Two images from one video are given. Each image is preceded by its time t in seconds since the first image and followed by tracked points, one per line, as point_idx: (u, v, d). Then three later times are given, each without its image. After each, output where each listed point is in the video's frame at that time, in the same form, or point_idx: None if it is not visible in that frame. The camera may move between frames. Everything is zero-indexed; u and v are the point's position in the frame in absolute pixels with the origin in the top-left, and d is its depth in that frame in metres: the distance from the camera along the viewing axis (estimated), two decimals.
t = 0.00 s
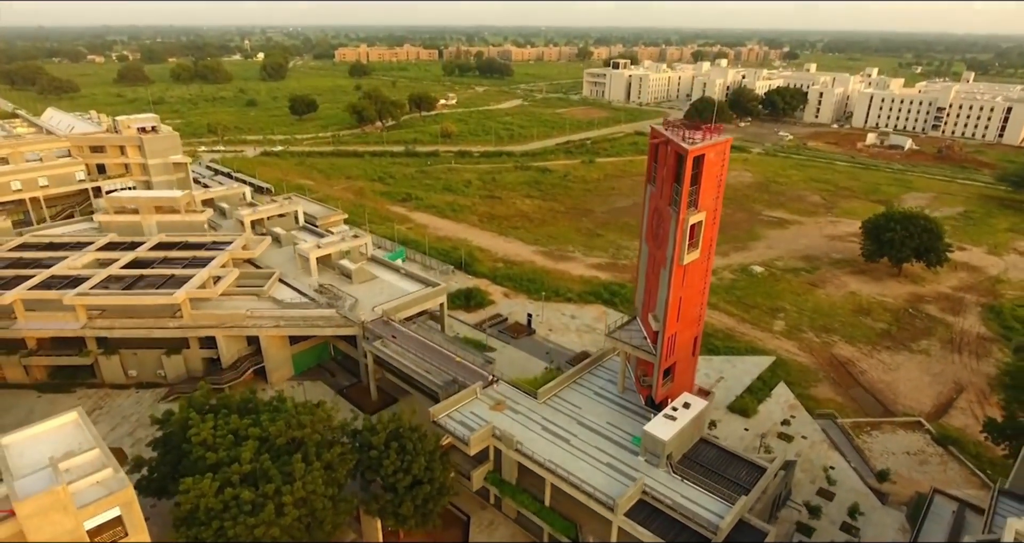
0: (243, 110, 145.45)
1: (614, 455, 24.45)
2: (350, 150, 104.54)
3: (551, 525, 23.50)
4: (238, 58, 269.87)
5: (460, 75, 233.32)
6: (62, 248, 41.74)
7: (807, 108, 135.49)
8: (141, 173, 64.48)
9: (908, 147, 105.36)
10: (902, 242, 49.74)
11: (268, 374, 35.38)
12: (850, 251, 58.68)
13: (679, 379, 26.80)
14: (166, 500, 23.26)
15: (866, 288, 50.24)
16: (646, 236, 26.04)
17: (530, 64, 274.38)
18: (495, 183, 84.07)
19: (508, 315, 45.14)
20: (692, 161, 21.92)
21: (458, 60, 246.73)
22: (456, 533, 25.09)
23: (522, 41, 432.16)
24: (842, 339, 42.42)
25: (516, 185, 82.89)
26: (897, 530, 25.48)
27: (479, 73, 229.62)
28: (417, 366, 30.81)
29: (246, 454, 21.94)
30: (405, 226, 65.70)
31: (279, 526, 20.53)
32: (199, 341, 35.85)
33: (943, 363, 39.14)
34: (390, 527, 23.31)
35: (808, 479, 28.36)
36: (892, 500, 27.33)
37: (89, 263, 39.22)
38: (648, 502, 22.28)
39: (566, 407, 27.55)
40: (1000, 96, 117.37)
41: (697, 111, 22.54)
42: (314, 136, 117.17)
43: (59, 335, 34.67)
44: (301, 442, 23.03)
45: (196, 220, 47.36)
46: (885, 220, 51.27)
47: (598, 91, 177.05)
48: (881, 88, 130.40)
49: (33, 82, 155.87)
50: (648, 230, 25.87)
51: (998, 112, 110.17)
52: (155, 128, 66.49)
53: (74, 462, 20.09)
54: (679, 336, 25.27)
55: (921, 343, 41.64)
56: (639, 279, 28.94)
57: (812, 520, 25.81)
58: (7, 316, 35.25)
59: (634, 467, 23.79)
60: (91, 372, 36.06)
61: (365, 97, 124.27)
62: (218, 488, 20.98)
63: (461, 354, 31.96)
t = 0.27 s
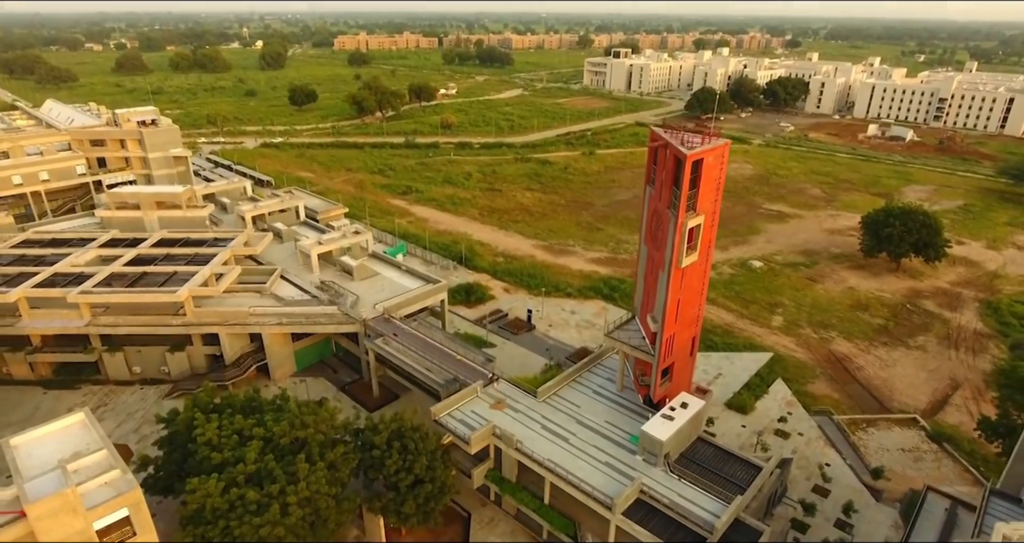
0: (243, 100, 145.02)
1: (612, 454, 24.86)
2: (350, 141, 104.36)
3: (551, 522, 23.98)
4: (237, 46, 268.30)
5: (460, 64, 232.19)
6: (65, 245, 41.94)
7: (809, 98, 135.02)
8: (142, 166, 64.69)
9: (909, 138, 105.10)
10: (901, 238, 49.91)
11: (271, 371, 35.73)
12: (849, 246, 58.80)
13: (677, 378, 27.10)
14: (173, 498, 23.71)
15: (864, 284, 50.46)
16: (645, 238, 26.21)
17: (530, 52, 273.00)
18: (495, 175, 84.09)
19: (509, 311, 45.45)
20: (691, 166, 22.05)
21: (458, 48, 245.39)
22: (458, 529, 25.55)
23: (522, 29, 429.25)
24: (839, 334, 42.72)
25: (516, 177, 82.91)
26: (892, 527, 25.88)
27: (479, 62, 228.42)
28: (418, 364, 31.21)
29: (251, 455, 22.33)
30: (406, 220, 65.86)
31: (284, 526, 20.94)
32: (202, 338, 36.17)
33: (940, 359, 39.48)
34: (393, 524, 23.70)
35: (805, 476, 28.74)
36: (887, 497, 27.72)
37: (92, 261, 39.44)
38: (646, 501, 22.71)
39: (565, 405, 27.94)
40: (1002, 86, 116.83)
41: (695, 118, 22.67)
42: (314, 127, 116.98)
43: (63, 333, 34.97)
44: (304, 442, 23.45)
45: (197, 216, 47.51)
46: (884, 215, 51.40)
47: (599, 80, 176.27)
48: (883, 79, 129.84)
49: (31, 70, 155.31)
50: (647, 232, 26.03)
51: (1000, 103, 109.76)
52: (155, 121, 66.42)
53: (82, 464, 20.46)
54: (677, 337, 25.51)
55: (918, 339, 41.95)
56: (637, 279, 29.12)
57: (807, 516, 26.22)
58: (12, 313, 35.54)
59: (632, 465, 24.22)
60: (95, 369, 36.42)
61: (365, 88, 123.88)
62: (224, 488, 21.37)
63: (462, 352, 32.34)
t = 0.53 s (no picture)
0: (242, 89, 144.38)
1: (610, 452, 25.34)
2: (350, 131, 104.09)
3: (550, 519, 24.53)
4: (235, 31, 266.16)
5: (459, 50, 230.52)
6: (67, 241, 42.16)
7: (810, 87, 134.34)
8: (142, 158, 64.78)
9: (910, 128, 104.78)
10: (900, 232, 50.12)
11: (274, 367, 36.18)
12: (848, 239, 58.99)
13: (675, 377, 27.50)
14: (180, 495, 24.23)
15: (863, 278, 50.73)
16: (644, 239, 26.46)
17: (531, 38, 270.94)
18: (495, 166, 84.02)
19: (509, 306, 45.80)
20: (690, 171, 22.26)
21: (458, 34, 243.47)
22: (459, 525, 26.12)
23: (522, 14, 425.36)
24: (837, 329, 43.06)
25: (516, 169, 82.85)
26: (884, 523, 26.44)
27: (479, 48, 226.75)
28: (419, 362, 31.65)
29: (256, 455, 22.78)
30: (406, 213, 66.01)
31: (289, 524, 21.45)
32: (206, 334, 36.57)
33: (936, 355, 39.87)
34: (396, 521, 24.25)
35: (800, 472, 29.26)
36: (880, 493, 28.24)
37: (95, 257, 39.72)
38: (643, 499, 23.20)
39: (564, 403, 28.36)
40: (1005, 75, 116.19)
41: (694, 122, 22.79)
42: (314, 116, 116.67)
43: (68, 330, 35.37)
44: (308, 441, 23.91)
45: (199, 210, 47.70)
46: (883, 209, 51.55)
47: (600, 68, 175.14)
48: (886, 67, 129.11)
49: (29, 58, 154.52)
50: (646, 234, 26.27)
51: (1003, 92, 109.27)
52: (155, 113, 66.32)
53: (91, 465, 20.91)
54: (674, 338, 25.86)
55: (914, 334, 42.31)
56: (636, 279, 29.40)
57: (801, 512, 26.80)
58: (18, 310, 35.91)
59: (629, 464, 24.71)
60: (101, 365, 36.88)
61: (364, 76, 123.26)
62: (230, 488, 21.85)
63: (462, 350, 32.74)
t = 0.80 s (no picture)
0: (241, 77, 143.67)
1: (608, 450, 25.83)
2: (350, 121, 103.85)
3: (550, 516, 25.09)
4: (233, 17, 263.92)
5: (460, 37, 228.70)
6: (70, 237, 42.41)
7: (812, 75, 133.69)
8: (143, 151, 64.84)
9: (912, 118, 104.49)
10: (898, 227, 50.35)
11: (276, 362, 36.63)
12: (847, 232, 59.21)
13: (672, 375, 27.95)
14: (187, 492, 24.79)
15: (861, 272, 51.04)
16: (643, 240, 26.76)
17: (531, 24, 268.79)
18: (496, 157, 83.97)
19: (509, 301, 46.18)
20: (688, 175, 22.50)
21: (459, 20, 241.35)
22: (460, 520, 26.70)
23: None
24: (834, 324, 43.45)
25: (517, 160, 82.82)
26: (876, 519, 26.99)
27: (480, 35, 225.02)
28: (420, 359, 32.13)
29: (262, 454, 23.26)
30: (407, 205, 66.21)
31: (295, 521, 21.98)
32: (209, 331, 36.98)
33: (932, 350, 40.31)
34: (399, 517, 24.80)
35: (795, 468, 29.76)
36: (873, 489, 28.76)
37: (98, 253, 40.02)
38: (640, 497, 23.71)
39: (564, 401, 28.81)
40: (1008, 64, 115.60)
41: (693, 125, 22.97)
42: (314, 106, 116.31)
43: (73, 326, 35.78)
44: (313, 440, 24.38)
45: (201, 205, 47.91)
46: (882, 204, 51.76)
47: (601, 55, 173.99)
48: (888, 56, 128.42)
49: (27, 46, 153.66)
50: (646, 235, 26.56)
51: (1006, 82, 108.80)
52: (155, 104, 66.20)
53: (100, 464, 21.37)
54: (672, 338, 26.25)
55: (911, 329, 42.72)
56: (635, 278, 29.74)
57: (795, 508, 27.35)
58: (23, 307, 36.31)
59: (627, 462, 25.20)
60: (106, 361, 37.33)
61: (364, 65, 122.64)
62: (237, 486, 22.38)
63: (463, 347, 33.15)
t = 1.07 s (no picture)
0: (241, 68, 143.09)
1: (607, 448, 26.20)
2: (350, 114, 103.59)
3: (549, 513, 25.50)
4: (232, 6, 262.28)
5: (460, 27, 227.36)
6: (73, 234, 42.61)
7: (814, 67, 133.15)
8: (143, 145, 64.86)
9: (913, 110, 104.22)
10: (897, 222, 50.51)
11: (278, 359, 36.97)
12: (847, 227, 59.32)
13: (671, 374, 28.28)
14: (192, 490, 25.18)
15: (859, 267, 51.24)
16: (643, 241, 26.98)
17: (532, 14, 267.20)
18: (496, 151, 83.90)
19: (509, 296, 46.43)
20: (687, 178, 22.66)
21: (459, 10, 239.80)
22: (461, 516, 27.13)
23: None
24: (832, 320, 43.73)
25: (517, 153, 82.76)
26: (871, 515, 27.42)
27: (480, 25, 223.72)
28: (421, 356, 32.49)
29: (266, 453, 23.62)
30: (407, 199, 66.32)
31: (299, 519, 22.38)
32: (212, 327, 37.27)
33: (928, 346, 40.62)
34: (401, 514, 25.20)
35: (791, 465, 30.16)
36: (868, 486, 29.16)
37: (100, 250, 40.23)
38: (638, 495, 24.10)
39: (563, 399, 29.14)
40: (1011, 55, 115.08)
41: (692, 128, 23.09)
42: (314, 98, 116.02)
43: (77, 323, 36.06)
44: (316, 438, 24.74)
45: (202, 201, 48.05)
46: (881, 199, 51.88)
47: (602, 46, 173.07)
48: (890, 47, 127.83)
49: (26, 37, 153.03)
50: (645, 235, 26.79)
51: (1008, 74, 108.37)
52: (155, 98, 66.08)
53: (107, 464, 21.71)
54: (670, 337, 26.54)
55: (908, 325, 43.01)
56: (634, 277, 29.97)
57: (791, 505, 27.76)
58: (27, 304, 36.57)
59: (625, 460, 25.58)
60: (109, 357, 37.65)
61: (364, 56, 122.09)
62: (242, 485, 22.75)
63: (463, 344, 33.49)
